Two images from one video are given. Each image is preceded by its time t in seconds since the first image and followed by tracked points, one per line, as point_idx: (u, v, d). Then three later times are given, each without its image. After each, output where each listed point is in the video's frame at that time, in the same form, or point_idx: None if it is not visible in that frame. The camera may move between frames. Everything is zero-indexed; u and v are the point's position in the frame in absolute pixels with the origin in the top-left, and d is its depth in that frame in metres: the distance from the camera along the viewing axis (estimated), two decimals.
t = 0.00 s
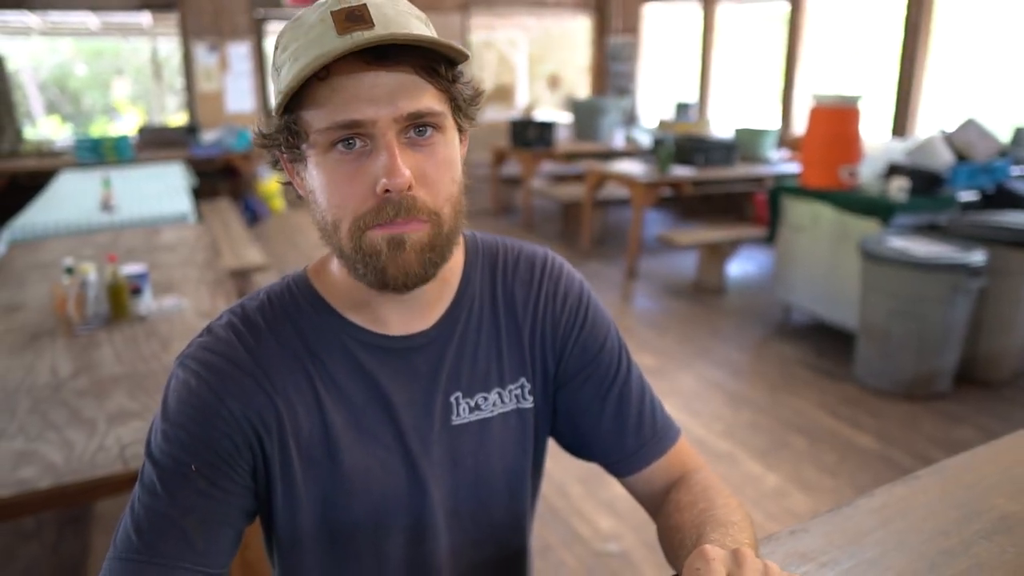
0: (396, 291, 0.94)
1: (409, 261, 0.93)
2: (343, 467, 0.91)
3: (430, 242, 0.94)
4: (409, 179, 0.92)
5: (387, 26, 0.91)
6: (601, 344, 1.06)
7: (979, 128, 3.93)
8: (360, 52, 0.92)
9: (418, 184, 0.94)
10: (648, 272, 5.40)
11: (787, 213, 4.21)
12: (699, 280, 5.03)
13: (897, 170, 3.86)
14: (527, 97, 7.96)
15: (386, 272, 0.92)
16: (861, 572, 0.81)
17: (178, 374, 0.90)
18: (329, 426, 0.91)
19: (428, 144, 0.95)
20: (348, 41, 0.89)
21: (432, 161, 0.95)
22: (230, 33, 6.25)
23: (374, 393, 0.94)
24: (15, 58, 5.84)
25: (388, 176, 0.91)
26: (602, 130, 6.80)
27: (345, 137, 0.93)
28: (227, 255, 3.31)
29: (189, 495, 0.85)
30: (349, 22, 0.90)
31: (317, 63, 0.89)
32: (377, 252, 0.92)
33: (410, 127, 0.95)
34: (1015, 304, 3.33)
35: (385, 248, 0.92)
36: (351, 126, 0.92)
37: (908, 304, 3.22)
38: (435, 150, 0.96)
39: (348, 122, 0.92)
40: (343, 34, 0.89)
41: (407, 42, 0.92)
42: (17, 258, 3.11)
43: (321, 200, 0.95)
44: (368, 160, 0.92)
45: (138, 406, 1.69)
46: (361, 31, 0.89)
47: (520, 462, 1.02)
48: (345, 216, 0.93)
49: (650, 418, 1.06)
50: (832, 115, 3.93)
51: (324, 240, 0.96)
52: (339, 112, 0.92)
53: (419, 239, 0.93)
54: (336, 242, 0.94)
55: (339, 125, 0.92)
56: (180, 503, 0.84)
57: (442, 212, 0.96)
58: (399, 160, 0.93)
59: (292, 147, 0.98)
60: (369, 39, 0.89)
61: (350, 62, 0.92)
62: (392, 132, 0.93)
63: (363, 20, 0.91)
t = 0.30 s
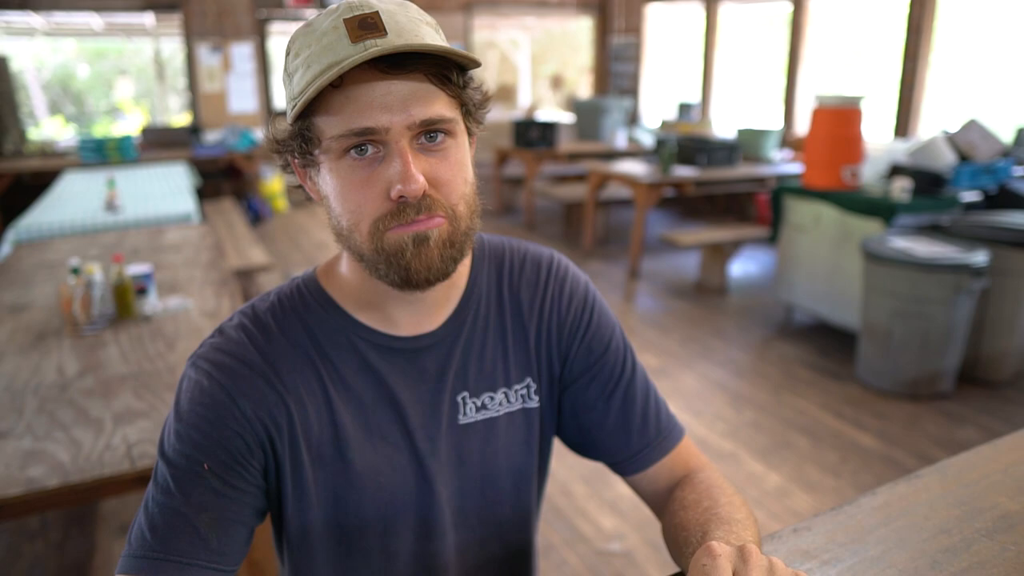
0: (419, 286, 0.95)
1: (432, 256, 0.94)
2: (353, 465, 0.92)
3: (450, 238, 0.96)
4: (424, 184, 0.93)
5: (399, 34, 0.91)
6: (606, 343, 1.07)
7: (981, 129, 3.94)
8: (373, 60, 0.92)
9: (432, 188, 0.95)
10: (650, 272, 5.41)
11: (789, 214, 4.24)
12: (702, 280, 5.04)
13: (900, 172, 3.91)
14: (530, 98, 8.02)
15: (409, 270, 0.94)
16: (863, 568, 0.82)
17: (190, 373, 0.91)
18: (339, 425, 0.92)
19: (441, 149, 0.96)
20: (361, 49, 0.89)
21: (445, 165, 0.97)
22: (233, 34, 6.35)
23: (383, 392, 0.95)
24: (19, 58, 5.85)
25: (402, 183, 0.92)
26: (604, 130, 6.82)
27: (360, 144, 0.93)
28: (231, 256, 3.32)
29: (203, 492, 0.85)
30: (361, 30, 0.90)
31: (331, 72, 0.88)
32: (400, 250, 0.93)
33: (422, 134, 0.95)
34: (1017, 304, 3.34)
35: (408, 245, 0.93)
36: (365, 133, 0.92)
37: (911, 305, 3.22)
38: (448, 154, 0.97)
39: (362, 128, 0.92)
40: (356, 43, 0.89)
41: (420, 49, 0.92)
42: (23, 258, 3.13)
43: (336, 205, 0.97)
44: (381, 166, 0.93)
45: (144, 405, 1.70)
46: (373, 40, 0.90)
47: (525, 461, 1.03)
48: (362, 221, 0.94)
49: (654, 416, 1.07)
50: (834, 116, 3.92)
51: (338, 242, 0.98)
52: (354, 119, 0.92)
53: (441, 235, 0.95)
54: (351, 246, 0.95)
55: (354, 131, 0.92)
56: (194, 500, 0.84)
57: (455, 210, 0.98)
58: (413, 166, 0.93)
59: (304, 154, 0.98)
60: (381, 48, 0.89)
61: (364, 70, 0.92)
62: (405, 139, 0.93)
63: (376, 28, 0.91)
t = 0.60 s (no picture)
0: (433, 286, 0.95)
1: (447, 257, 0.95)
2: (355, 465, 0.93)
3: (462, 237, 0.97)
4: (441, 186, 0.93)
5: (412, 38, 0.91)
6: (607, 344, 1.08)
7: (982, 129, 3.96)
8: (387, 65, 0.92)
9: (449, 189, 0.95)
10: (650, 273, 5.42)
11: (789, 214, 4.26)
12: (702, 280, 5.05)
13: (900, 172, 3.92)
14: (531, 98, 8.02)
15: (423, 271, 0.94)
16: (861, 567, 0.83)
17: (194, 376, 0.91)
18: (341, 426, 0.93)
19: (453, 151, 0.97)
20: (376, 53, 0.89)
21: (458, 168, 0.97)
22: (235, 34, 6.38)
23: (385, 393, 0.95)
24: (20, 59, 5.86)
25: (421, 184, 0.92)
26: (605, 130, 6.83)
27: (376, 149, 0.93)
28: (233, 256, 3.33)
29: (207, 493, 0.85)
30: (374, 34, 0.90)
31: (348, 75, 0.88)
32: (415, 254, 0.93)
33: (436, 137, 0.95)
34: (1017, 304, 3.35)
35: (423, 248, 0.93)
36: (382, 137, 0.92)
37: (911, 305, 3.23)
38: (459, 158, 0.97)
39: (380, 132, 0.92)
40: (370, 47, 0.89)
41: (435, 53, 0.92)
42: (25, 258, 3.15)
43: (347, 208, 0.96)
44: (398, 168, 0.93)
45: (147, 406, 1.71)
46: (387, 43, 0.90)
47: (526, 461, 1.04)
48: (375, 224, 0.94)
49: (654, 416, 1.07)
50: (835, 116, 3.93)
51: (345, 244, 0.97)
52: (369, 123, 0.91)
53: (454, 235, 0.95)
54: (362, 248, 0.95)
55: (371, 135, 0.92)
56: (198, 501, 0.85)
57: (469, 209, 0.98)
58: (430, 168, 0.93)
59: (316, 158, 0.97)
60: (396, 51, 0.89)
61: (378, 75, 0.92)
62: (421, 142, 0.93)
63: (389, 32, 0.91)
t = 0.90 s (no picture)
0: (429, 300, 0.95)
1: (442, 270, 0.94)
2: (358, 465, 0.94)
3: (459, 246, 0.96)
4: (444, 195, 0.94)
5: (417, 48, 0.93)
6: (605, 347, 1.09)
7: (980, 129, 4.01)
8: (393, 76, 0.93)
9: (451, 199, 0.96)
10: (651, 273, 5.43)
11: (789, 215, 4.27)
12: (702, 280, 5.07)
13: (899, 172, 3.93)
14: (531, 98, 8.03)
15: (421, 284, 0.94)
16: (855, 567, 0.84)
17: (200, 377, 0.92)
18: (344, 427, 0.94)
19: (456, 160, 0.97)
20: (383, 63, 0.90)
21: (461, 178, 0.97)
22: (235, 35, 6.39)
23: (388, 394, 0.96)
24: (22, 59, 5.86)
25: (425, 193, 0.93)
26: (605, 131, 6.85)
27: (381, 157, 0.93)
28: (234, 257, 3.34)
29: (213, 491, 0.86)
30: (379, 44, 0.92)
31: (354, 85, 0.89)
32: (411, 265, 0.93)
33: (439, 145, 0.96)
34: (1016, 305, 3.36)
35: (420, 257, 0.93)
36: (388, 146, 0.93)
37: (910, 305, 3.24)
38: (462, 166, 0.98)
39: (386, 141, 0.92)
40: (377, 57, 0.91)
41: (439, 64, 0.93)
42: (28, 259, 3.16)
43: (351, 215, 0.96)
44: (402, 176, 0.93)
45: (149, 406, 1.73)
46: (393, 53, 0.91)
47: (526, 460, 1.05)
48: (379, 230, 0.94)
49: (652, 418, 1.09)
50: (834, 116, 3.95)
51: (348, 249, 0.97)
52: (376, 131, 0.92)
53: (450, 247, 0.95)
54: (364, 254, 0.95)
55: (377, 145, 0.92)
56: (203, 499, 0.85)
57: (468, 220, 0.98)
58: (434, 176, 0.94)
59: (321, 166, 0.97)
60: (402, 62, 0.91)
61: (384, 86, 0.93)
62: (425, 151, 0.94)
63: (394, 43, 0.92)
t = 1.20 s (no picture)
0: (416, 304, 0.92)
1: (432, 279, 0.91)
2: (351, 463, 0.90)
3: (449, 259, 0.92)
4: (429, 214, 0.90)
5: (414, 69, 0.90)
6: (595, 345, 1.04)
7: (978, 129, 4.02)
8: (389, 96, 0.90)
9: (437, 216, 0.91)
10: (649, 272, 5.45)
11: (787, 215, 4.30)
12: (701, 280, 5.09)
13: (897, 172, 3.95)
14: (531, 98, 8.06)
15: (407, 291, 0.91)
16: (840, 560, 0.86)
17: (197, 375, 0.89)
18: (337, 425, 0.90)
19: (445, 178, 0.92)
20: (377, 84, 0.87)
21: (451, 197, 0.93)
22: (235, 35, 6.41)
23: (380, 392, 0.92)
24: (22, 60, 5.87)
25: (409, 212, 0.89)
26: (605, 131, 6.86)
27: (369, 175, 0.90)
28: (234, 257, 3.36)
29: (210, 488, 0.83)
30: (376, 63, 0.89)
31: (347, 105, 0.86)
32: (400, 275, 0.90)
33: (430, 165, 0.91)
34: (1011, 304, 3.38)
35: (407, 272, 0.90)
36: (377, 164, 0.89)
37: (908, 305, 3.26)
38: (452, 185, 0.93)
39: (375, 160, 0.89)
40: (371, 76, 0.88)
41: (434, 88, 0.89)
42: (28, 259, 3.18)
43: (338, 225, 0.93)
44: (389, 192, 0.90)
45: (149, 405, 1.75)
46: (388, 74, 0.88)
47: (518, 457, 1.00)
48: (363, 243, 0.90)
49: (641, 414, 1.04)
50: (832, 117, 3.97)
51: (338, 257, 0.94)
52: (365, 150, 0.88)
53: (440, 258, 0.91)
54: (351, 264, 0.92)
55: (367, 163, 0.89)
56: (201, 494, 0.82)
57: (457, 233, 0.93)
58: (420, 195, 0.90)
59: (313, 174, 0.94)
60: (396, 85, 0.87)
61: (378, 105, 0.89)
62: (413, 171, 0.90)
63: (391, 62, 0.89)
